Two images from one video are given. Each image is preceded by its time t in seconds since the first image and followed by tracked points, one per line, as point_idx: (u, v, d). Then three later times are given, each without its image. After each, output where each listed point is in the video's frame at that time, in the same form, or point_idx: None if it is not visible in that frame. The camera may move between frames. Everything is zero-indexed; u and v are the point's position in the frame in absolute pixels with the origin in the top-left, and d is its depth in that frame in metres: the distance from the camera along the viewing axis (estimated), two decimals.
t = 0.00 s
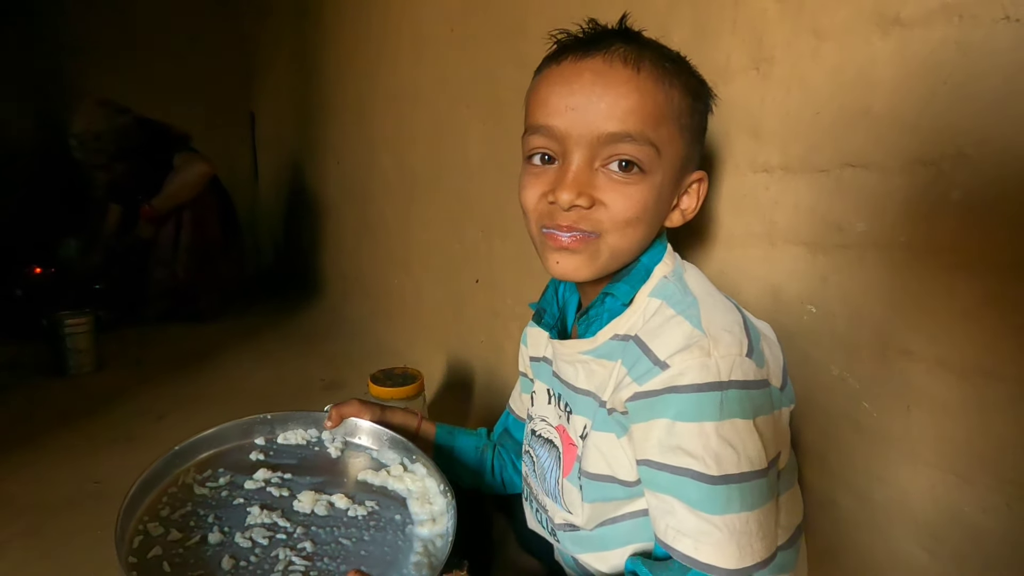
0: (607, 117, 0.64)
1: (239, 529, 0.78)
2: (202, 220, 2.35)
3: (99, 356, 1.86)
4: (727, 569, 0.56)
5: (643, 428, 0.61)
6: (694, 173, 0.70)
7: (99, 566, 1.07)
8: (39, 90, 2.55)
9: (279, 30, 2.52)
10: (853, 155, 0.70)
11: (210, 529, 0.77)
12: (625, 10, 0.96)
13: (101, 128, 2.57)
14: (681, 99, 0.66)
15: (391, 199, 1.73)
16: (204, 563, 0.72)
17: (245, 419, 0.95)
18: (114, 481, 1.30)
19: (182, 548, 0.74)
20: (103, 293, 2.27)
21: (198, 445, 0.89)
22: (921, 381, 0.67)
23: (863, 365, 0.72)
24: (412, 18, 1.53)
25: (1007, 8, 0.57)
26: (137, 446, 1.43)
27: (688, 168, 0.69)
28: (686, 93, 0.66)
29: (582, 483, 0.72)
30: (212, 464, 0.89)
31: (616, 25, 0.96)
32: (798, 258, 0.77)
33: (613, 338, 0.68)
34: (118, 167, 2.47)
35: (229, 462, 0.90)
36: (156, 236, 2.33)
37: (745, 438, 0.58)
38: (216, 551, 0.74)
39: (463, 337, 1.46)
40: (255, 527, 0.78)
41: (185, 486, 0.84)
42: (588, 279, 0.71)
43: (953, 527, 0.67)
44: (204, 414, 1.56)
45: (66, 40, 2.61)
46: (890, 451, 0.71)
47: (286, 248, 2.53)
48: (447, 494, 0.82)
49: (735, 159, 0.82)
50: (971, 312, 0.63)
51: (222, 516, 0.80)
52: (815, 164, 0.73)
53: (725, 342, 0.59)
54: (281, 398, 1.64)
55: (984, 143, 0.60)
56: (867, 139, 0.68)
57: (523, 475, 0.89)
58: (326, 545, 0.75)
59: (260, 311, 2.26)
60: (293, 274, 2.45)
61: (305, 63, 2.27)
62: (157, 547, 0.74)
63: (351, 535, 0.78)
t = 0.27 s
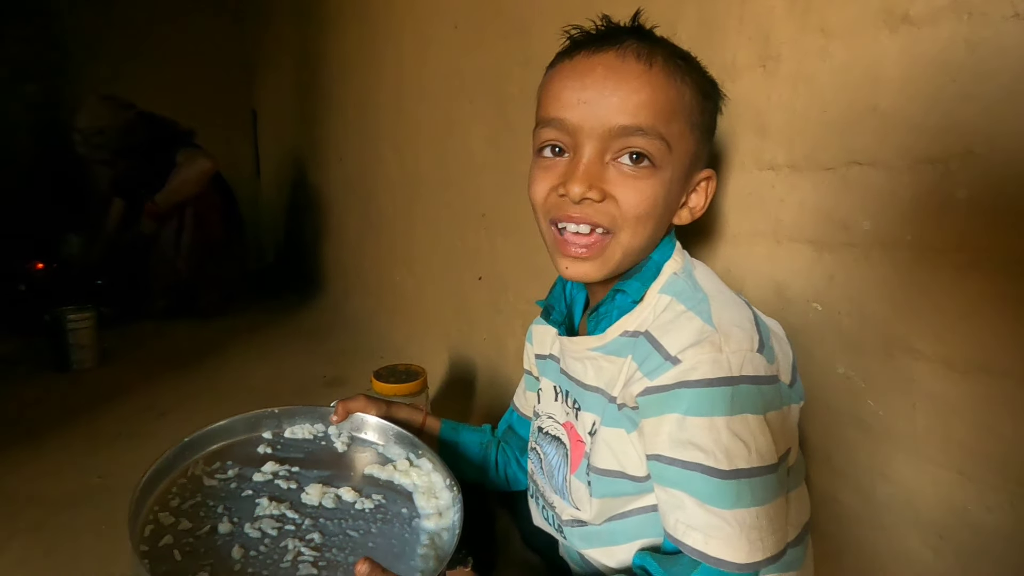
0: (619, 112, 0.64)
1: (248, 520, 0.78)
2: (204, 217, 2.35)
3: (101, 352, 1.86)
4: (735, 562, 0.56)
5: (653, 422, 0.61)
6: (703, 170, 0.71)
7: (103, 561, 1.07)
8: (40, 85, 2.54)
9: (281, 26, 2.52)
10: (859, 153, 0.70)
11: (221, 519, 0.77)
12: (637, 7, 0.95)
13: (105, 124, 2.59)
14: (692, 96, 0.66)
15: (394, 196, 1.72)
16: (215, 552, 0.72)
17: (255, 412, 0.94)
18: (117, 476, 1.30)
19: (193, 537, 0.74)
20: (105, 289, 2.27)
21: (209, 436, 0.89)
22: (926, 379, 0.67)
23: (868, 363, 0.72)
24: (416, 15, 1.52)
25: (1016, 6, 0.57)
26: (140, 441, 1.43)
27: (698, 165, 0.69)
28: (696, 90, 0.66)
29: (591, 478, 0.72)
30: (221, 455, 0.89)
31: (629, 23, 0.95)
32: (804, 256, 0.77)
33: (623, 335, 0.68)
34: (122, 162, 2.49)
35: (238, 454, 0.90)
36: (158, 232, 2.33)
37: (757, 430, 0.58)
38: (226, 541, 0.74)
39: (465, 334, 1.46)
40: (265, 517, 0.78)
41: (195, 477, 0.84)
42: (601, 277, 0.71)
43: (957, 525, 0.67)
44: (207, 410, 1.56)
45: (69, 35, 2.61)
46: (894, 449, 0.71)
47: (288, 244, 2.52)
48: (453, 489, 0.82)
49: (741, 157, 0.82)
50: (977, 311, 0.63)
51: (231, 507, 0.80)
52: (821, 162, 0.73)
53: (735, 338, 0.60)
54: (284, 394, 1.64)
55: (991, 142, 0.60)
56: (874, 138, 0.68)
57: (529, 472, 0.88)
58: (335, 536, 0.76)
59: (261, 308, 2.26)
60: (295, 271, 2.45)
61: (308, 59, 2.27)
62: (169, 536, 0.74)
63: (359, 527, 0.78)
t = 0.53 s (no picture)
0: (622, 106, 0.64)
1: (293, 534, 0.75)
2: (208, 213, 2.35)
3: (106, 348, 1.86)
4: (779, 554, 0.56)
5: (690, 425, 0.59)
6: (704, 168, 0.71)
7: (107, 556, 1.08)
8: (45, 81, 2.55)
9: (285, 23, 2.52)
10: (865, 151, 0.70)
11: (264, 539, 0.74)
12: (641, 5, 0.94)
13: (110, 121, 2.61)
14: (693, 93, 0.66)
15: (397, 193, 1.72)
16: (273, 570, 0.70)
17: (255, 432, 0.89)
18: (121, 471, 1.30)
19: (243, 562, 0.71)
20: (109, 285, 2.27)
21: (222, 462, 0.84)
22: (932, 378, 0.67)
23: (873, 362, 0.71)
24: (420, 12, 1.52)
25: None
26: (145, 437, 1.43)
27: (698, 163, 0.69)
28: (697, 88, 0.67)
29: (602, 479, 0.71)
30: (237, 480, 0.84)
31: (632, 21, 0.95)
32: (809, 254, 0.76)
33: (631, 332, 0.68)
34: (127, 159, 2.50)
35: (255, 475, 0.86)
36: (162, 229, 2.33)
37: (788, 418, 0.59)
38: (279, 557, 0.71)
39: (468, 331, 1.46)
40: (309, 528, 0.76)
41: (218, 505, 0.79)
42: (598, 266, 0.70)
43: (962, 525, 0.67)
44: (211, 405, 1.56)
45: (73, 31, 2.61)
46: (899, 449, 0.70)
47: (292, 241, 2.53)
48: (484, 466, 0.84)
49: (746, 155, 0.81)
50: (982, 310, 0.62)
51: (269, 526, 0.77)
52: (827, 160, 0.73)
53: (757, 325, 0.61)
54: (287, 391, 1.64)
55: (999, 140, 0.59)
56: (881, 136, 0.68)
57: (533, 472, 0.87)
58: (385, 532, 0.75)
59: (265, 305, 2.26)
60: (299, 267, 2.45)
61: (312, 56, 2.27)
62: (218, 565, 0.70)
63: (404, 520, 0.78)
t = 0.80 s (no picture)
0: (637, 98, 0.64)
1: (299, 520, 0.75)
2: (213, 208, 2.35)
3: (110, 342, 1.86)
4: (787, 556, 0.56)
5: (703, 427, 0.59)
6: (716, 166, 0.70)
7: (113, 549, 1.08)
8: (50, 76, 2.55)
9: (290, 18, 2.52)
10: (875, 148, 0.69)
11: (269, 524, 0.75)
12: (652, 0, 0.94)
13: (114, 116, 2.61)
14: (708, 88, 0.66)
15: (402, 189, 1.72)
16: (279, 556, 0.69)
17: (262, 418, 0.89)
18: (126, 465, 1.31)
19: (249, 546, 0.71)
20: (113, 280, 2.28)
21: (229, 447, 0.84)
22: (940, 377, 0.67)
23: (881, 361, 0.71)
24: (426, 7, 1.52)
25: None
26: (150, 431, 1.43)
27: (711, 160, 0.69)
28: (712, 84, 0.67)
29: (614, 478, 0.71)
30: (244, 465, 0.84)
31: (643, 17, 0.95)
32: (816, 252, 0.76)
33: (642, 331, 0.67)
34: (132, 154, 2.50)
35: (262, 461, 0.86)
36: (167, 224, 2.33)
37: (802, 422, 0.59)
38: (284, 543, 0.71)
39: (473, 328, 1.45)
40: (315, 515, 0.76)
41: (225, 490, 0.80)
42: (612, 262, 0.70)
43: (970, 526, 0.66)
44: (215, 400, 1.57)
45: (79, 26, 2.61)
46: (907, 448, 0.70)
47: (295, 237, 2.53)
48: (490, 459, 0.84)
49: (754, 152, 0.81)
50: (993, 309, 0.62)
51: (276, 511, 0.77)
52: (836, 157, 0.73)
53: (773, 328, 0.61)
54: (291, 387, 1.64)
55: (1011, 138, 0.59)
56: (891, 132, 0.68)
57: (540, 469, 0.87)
58: (391, 521, 0.75)
59: (269, 301, 2.26)
60: (303, 264, 2.45)
61: (317, 51, 2.27)
62: (223, 548, 0.70)
63: (410, 509, 0.78)
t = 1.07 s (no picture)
0: (645, 93, 0.63)
1: (299, 510, 0.76)
2: (216, 207, 2.35)
3: (113, 341, 1.86)
4: (786, 557, 0.56)
5: (704, 428, 0.59)
6: (721, 168, 0.70)
7: (115, 546, 1.08)
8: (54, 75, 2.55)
9: (292, 17, 2.52)
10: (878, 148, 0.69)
11: (270, 513, 0.75)
12: None
13: (118, 115, 2.61)
14: (715, 87, 0.66)
15: (404, 188, 1.72)
16: (278, 544, 0.70)
17: (266, 412, 0.89)
18: (129, 463, 1.31)
19: (249, 534, 0.71)
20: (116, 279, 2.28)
21: (233, 439, 0.85)
22: (943, 377, 0.66)
23: (883, 361, 0.71)
24: (429, 6, 1.51)
25: None
26: (153, 429, 1.43)
27: (715, 162, 0.69)
28: (719, 85, 0.67)
29: (616, 479, 0.70)
30: (247, 457, 0.85)
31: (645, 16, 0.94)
32: (819, 251, 0.76)
33: (644, 331, 0.67)
34: (135, 152, 2.50)
35: (264, 454, 0.86)
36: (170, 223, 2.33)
37: (803, 424, 0.59)
38: (284, 532, 0.72)
39: (474, 327, 1.45)
40: (316, 505, 0.76)
41: (227, 480, 0.80)
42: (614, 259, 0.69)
43: (973, 527, 0.66)
44: (218, 398, 1.57)
45: (82, 25, 2.61)
46: (909, 448, 0.70)
47: (298, 236, 2.53)
48: (492, 452, 0.83)
49: (756, 152, 0.81)
50: (996, 309, 0.62)
51: (277, 501, 0.77)
52: (839, 156, 0.72)
53: (775, 328, 0.61)
54: (294, 385, 1.64)
55: (1015, 137, 0.59)
56: (894, 131, 0.67)
57: (541, 470, 0.87)
58: (391, 512, 0.75)
59: (272, 299, 2.26)
60: (305, 263, 2.46)
61: (320, 50, 2.27)
62: (223, 536, 0.70)
63: (411, 500, 0.78)
